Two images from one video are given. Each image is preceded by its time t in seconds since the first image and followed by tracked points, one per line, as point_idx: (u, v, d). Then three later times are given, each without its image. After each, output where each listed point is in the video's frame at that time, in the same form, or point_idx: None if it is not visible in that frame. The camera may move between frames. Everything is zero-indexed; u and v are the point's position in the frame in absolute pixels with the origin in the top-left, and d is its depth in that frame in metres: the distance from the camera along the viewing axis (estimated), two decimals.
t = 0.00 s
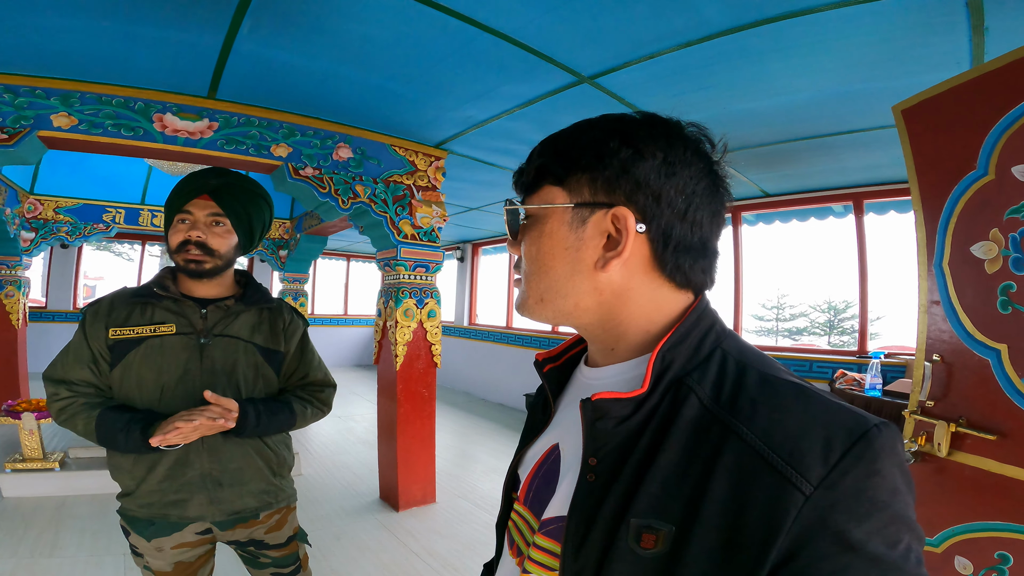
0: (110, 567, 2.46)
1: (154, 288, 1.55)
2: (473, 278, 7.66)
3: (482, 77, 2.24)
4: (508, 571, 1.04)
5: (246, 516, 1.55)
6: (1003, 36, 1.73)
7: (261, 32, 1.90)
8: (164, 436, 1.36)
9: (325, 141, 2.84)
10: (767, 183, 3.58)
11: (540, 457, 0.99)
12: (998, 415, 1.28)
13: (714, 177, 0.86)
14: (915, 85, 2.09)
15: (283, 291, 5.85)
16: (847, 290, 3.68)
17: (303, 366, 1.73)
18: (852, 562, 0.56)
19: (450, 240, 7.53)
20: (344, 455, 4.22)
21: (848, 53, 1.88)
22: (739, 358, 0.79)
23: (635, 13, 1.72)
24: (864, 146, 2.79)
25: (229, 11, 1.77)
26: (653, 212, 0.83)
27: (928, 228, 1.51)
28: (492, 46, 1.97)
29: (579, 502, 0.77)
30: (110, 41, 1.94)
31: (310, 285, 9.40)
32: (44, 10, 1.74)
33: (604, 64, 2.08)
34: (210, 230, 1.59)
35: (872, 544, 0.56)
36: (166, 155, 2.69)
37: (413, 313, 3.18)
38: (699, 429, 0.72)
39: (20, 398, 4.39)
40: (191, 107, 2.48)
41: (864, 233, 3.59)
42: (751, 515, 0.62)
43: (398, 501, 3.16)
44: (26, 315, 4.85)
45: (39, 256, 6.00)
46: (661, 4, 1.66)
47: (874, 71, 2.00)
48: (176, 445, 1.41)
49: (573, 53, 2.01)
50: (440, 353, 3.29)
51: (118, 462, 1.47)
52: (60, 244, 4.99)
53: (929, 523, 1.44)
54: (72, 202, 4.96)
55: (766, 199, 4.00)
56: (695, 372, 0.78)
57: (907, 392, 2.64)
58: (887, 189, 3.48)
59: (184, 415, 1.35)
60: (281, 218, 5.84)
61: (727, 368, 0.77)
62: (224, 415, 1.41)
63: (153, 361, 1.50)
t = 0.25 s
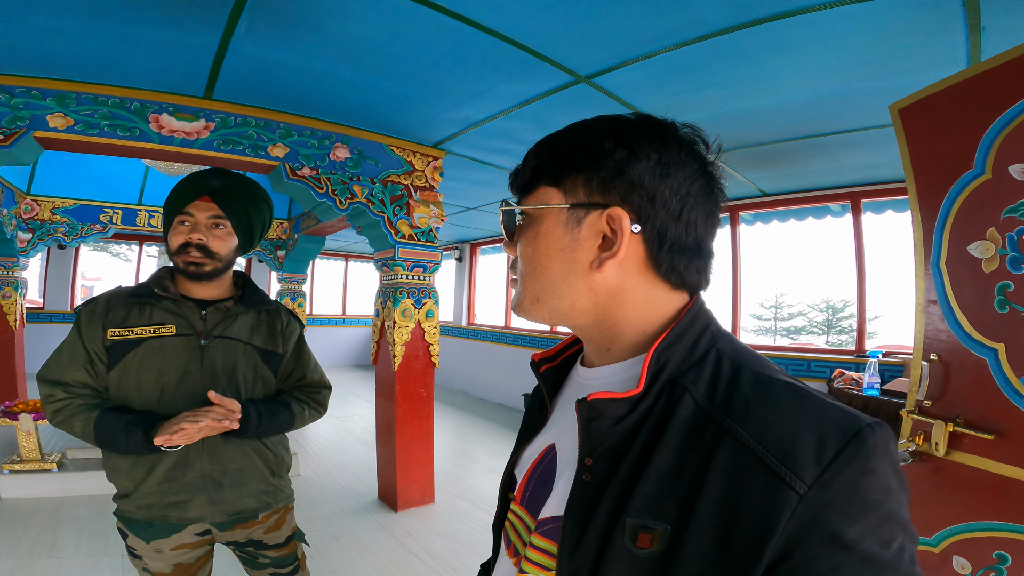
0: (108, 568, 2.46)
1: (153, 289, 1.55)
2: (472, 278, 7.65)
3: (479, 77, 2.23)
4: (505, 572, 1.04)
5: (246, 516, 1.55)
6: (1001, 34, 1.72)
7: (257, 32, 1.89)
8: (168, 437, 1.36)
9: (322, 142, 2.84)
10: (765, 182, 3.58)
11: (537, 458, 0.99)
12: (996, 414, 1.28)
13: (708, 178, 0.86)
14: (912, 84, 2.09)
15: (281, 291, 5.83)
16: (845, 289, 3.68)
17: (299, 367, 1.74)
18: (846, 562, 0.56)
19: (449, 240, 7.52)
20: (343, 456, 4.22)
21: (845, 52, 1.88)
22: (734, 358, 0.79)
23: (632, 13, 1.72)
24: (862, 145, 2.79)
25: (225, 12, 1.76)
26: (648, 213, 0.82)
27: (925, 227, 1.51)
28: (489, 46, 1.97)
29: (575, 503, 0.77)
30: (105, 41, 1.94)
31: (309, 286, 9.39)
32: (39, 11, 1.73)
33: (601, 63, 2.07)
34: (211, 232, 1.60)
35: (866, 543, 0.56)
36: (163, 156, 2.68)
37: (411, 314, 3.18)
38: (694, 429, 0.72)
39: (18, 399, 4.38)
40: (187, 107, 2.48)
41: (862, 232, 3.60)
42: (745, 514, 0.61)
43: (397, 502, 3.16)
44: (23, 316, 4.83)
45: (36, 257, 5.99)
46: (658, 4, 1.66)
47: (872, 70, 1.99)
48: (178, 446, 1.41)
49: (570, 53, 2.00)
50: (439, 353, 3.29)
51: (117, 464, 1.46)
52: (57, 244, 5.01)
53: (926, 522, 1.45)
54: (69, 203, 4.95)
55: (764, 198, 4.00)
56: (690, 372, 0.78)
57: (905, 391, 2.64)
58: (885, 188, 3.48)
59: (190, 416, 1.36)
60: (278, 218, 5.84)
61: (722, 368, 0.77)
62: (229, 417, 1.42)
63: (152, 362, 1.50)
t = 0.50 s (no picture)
0: (106, 569, 2.45)
1: (146, 290, 1.54)
2: (470, 278, 7.65)
3: (476, 77, 2.22)
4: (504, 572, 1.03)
5: (233, 520, 1.54)
6: (999, 33, 1.72)
7: (252, 32, 1.88)
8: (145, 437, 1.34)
9: (319, 142, 2.83)
10: (762, 181, 3.58)
11: (537, 459, 0.99)
12: (995, 414, 1.28)
13: (709, 178, 0.85)
14: (911, 83, 2.08)
15: (278, 291, 5.80)
16: (843, 288, 3.68)
17: (295, 370, 1.73)
18: (847, 564, 0.55)
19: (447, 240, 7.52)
20: (341, 457, 4.21)
21: (844, 51, 1.87)
22: (735, 359, 0.78)
23: (629, 12, 1.71)
24: (860, 144, 2.78)
25: (220, 12, 1.76)
26: (649, 213, 0.82)
27: (923, 227, 1.51)
28: (486, 45, 1.96)
29: (575, 504, 0.76)
30: (100, 41, 1.92)
31: (307, 286, 9.38)
32: (33, 11, 1.72)
33: (599, 63, 2.07)
34: (212, 235, 1.59)
35: (868, 545, 0.55)
36: (159, 156, 2.67)
37: (409, 314, 3.18)
38: (695, 430, 0.72)
39: (14, 400, 4.36)
40: (183, 107, 2.46)
41: (859, 231, 3.60)
42: (746, 516, 0.61)
43: (396, 502, 3.15)
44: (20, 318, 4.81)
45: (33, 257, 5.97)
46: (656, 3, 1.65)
47: (870, 69, 1.99)
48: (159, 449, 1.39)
49: (568, 52, 2.00)
50: (436, 353, 3.28)
51: (106, 464, 1.46)
52: (53, 245, 4.99)
53: (926, 522, 1.44)
54: (66, 204, 4.93)
55: (762, 197, 3.99)
56: (691, 373, 0.77)
57: (904, 391, 2.64)
58: (883, 187, 3.48)
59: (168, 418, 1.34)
60: (276, 218, 5.83)
61: (723, 369, 0.76)
62: (207, 423, 1.39)
63: (142, 364, 1.49)
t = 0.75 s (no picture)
0: (103, 570, 2.44)
1: (136, 291, 1.54)
2: (469, 278, 7.64)
3: (475, 76, 2.22)
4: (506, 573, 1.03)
5: (221, 524, 1.53)
6: (998, 32, 1.72)
7: (249, 32, 1.87)
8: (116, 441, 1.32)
9: (317, 141, 2.82)
10: (761, 180, 3.57)
11: (539, 460, 0.98)
12: (996, 414, 1.28)
13: (715, 178, 0.85)
14: (910, 82, 2.08)
15: (276, 292, 5.78)
16: (842, 287, 3.68)
17: (291, 372, 1.70)
18: (854, 567, 0.54)
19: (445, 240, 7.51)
20: (339, 457, 4.20)
21: (843, 50, 1.87)
22: (741, 360, 0.78)
23: (628, 11, 1.71)
24: (858, 143, 2.78)
25: (217, 11, 1.75)
26: (655, 213, 0.81)
27: (923, 226, 1.50)
28: (484, 45, 1.95)
29: (578, 505, 0.76)
30: (97, 41, 1.91)
31: (305, 286, 9.36)
32: (28, 10, 1.71)
33: (598, 62, 2.06)
34: (216, 235, 1.60)
35: (874, 548, 0.55)
36: (156, 156, 2.66)
37: (407, 314, 3.17)
38: (700, 432, 0.71)
39: (11, 401, 4.34)
40: (180, 107, 2.45)
41: (858, 231, 3.59)
42: (752, 518, 0.60)
43: (394, 503, 3.14)
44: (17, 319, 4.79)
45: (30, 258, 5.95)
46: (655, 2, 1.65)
47: (869, 68, 1.99)
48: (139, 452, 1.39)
49: (566, 51, 1.99)
50: (434, 353, 3.28)
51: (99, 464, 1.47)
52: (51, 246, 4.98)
53: (927, 522, 1.44)
54: (62, 204, 4.92)
55: (761, 196, 3.99)
56: (697, 375, 0.76)
57: (903, 390, 2.64)
58: (881, 186, 3.48)
59: (144, 426, 1.32)
60: (273, 218, 5.82)
61: (729, 370, 0.76)
62: (181, 434, 1.37)
63: (129, 365, 1.48)
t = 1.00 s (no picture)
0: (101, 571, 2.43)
1: (132, 292, 1.54)
2: (467, 278, 7.64)
3: (472, 76, 2.22)
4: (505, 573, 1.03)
5: (226, 524, 1.53)
6: (995, 32, 1.72)
7: (246, 32, 1.87)
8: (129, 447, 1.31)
9: (314, 142, 2.81)
10: (758, 180, 3.57)
11: (539, 460, 0.98)
12: (993, 413, 1.28)
13: (717, 179, 0.85)
14: (907, 82, 2.08)
15: (274, 292, 5.78)
16: (840, 287, 3.68)
17: (288, 371, 1.71)
18: (853, 566, 0.54)
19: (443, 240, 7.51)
20: (338, 458, 4.19)
21: (840, 50, 1.87)
22: (742, 360, 0.77)
23: (624, 11, 1.71)
24: (856, 143, 2.78)
25: (214, 11, 1.74)
26: (657, 213, 0.81)
27: (920, 226, 1.50)
28: (482, 44, 1.95)
29: (578, 505, 0.76)
30: (93, 41, 1.91)
31: (303, 286, 9.35)
32: (24, 11, 1.71)
33: (596, 62, 2.06)
34: (221, 237, 1.63)
35: (875, 548, 0.55)
36: (153, 156, 2.65)
37: (405, 314, 3.16)
38: (701, 431, 0.71)
39: (9, 402, 4.33)
40: (177, 107, 2.45)
41: (855, 230, 3.60)
42: (752, 518, 0.60)
43: (393, 503, 3.14)
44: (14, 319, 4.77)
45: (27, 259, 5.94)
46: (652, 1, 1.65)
47: (866, 68, 1.99)
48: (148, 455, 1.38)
49: (564, 51, 1.99)
50: (433, 353, 3.27)
51: (97, 468, 1.45)
52: (47, 246, 4.96)
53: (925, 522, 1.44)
54: (59, 205, 4.90)
55: (759, 196, 3.99)
56: (698, 375, 0.76)
57: (900, 389, 2.64)
58: (878, 186, 3.48)
59: (159, 431, 1.31)
60: (271, 218, 5.81)
61: (730, 370, 0.76)
62: (191, 437, 1.37)
63: (130, 367, 1.48)
